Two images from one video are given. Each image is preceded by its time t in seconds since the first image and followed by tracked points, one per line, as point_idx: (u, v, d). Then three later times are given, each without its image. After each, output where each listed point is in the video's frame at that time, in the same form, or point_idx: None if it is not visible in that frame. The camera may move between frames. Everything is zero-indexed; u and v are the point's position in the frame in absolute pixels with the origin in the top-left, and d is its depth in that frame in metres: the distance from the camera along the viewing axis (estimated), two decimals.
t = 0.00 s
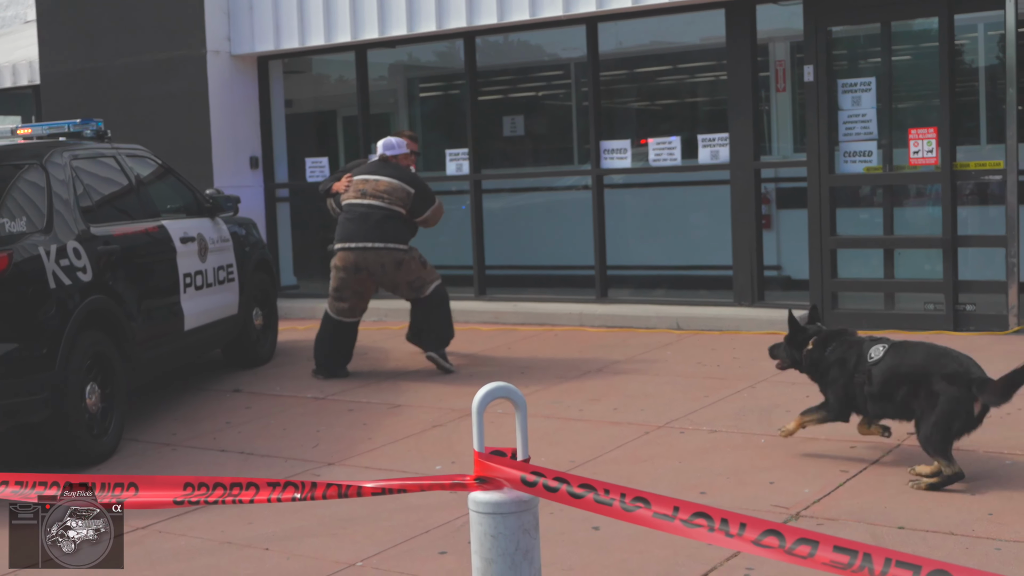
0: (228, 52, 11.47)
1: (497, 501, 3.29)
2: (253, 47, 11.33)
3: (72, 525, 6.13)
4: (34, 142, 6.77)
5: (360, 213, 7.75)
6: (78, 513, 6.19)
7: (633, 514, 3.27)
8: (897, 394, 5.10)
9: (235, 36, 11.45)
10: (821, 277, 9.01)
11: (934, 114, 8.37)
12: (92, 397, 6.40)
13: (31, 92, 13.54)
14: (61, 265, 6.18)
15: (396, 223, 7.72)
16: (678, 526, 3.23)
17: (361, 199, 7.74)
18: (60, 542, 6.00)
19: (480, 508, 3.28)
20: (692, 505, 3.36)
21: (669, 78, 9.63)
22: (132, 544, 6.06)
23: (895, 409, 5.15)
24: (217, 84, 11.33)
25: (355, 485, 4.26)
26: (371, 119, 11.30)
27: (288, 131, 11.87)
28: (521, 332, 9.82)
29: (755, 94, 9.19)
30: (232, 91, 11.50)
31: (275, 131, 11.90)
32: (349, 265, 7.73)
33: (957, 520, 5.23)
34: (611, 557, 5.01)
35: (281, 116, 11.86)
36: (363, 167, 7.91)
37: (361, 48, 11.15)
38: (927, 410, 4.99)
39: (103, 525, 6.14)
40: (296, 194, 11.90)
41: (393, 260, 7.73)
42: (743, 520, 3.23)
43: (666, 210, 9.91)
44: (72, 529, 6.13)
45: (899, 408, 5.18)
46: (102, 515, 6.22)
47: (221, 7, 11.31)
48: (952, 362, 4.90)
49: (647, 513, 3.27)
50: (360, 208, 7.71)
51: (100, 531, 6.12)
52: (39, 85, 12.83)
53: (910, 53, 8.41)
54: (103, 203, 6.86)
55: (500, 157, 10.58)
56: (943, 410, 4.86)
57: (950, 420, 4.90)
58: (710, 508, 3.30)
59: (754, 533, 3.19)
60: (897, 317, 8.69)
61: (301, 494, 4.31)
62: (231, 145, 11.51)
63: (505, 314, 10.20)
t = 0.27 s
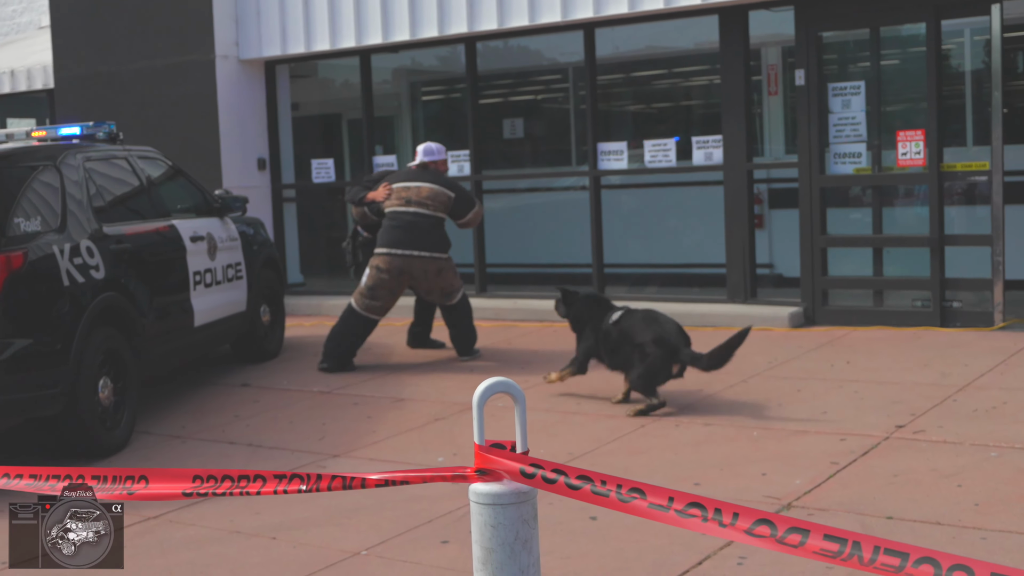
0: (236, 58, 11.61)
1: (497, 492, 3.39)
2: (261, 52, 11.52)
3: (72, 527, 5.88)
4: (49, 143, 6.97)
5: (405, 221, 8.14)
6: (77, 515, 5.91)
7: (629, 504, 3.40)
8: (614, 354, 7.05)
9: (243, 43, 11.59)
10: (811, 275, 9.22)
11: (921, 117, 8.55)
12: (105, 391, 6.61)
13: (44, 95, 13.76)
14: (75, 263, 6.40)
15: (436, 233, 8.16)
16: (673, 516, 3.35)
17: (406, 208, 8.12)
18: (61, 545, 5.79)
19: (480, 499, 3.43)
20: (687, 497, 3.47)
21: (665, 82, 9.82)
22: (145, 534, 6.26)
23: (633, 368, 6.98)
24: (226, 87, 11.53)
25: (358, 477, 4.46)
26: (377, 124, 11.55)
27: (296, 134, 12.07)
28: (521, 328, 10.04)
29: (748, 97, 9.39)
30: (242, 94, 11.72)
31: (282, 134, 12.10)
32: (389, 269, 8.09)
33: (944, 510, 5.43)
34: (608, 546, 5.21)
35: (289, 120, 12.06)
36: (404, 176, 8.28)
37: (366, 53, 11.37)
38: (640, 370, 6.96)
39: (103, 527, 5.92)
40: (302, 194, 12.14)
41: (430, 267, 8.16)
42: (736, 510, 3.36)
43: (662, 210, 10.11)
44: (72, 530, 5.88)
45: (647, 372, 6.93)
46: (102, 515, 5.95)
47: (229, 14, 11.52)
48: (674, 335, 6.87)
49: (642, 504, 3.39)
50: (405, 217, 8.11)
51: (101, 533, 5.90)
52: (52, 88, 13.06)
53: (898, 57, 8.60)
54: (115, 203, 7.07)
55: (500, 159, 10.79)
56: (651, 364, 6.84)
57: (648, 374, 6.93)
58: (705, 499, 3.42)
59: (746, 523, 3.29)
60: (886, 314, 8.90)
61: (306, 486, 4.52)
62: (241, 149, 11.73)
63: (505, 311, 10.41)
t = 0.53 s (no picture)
0: (243, 61, 11.85)
1: (495, 487, 3.47)
2: (267, 56, 11.72)
3: (72, 529, 6.12)
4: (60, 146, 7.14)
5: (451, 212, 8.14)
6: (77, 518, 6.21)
7: (625, 496, 3.47)
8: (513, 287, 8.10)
9: (249, 46, 11.81)
10: (804, 273, 9.40)
11: (910, 118, 8.74)
12: (115, 387, 6.78)
13: (55, 97, 13.99)
14: (86, 263, 6.57)
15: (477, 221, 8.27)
16: (667, 507, 3.42)
17: (451, 201, 8.10)
18: (61, 546, 5.99)
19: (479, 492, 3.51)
20: (682, 488, 3.54)
21: (660, 85, 10.00)
22: (154, 527, 6.44)
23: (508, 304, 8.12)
24: (234, 91, 11.73)
25: (360, 472, 4.51)
26: (376, 125, 11.70)
27: (300, 138, 12.26)
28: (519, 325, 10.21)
29: (741, 100, 9.57)
30: (249, 97, 11.92)
31: (288, 137, 12.30)
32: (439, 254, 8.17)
33: (932, 503, 5.61)
34: (606, 537, 5.40)
35: (294, 123, 12.25)
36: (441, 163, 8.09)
37: (369, 57, 11.56)
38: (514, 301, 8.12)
39: (102, 530, 6.15)
40: (308, 196, 12.31)
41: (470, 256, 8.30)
42: (730, 502, 3.43)
43: (659, 211, 10.30)
44: (72, 533, 6.11)
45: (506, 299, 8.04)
46: (102, 521, 6.24)
47: (235, 18, 11.71)
48: (530, 267, 8.05)
49: (638, 496, 3.46)
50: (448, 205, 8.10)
51: (100, 535, 6.11)
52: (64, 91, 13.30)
53: (888, 61, 8.79)
54: (124, 204, 7.24)
55: (500, 160, 10.97)
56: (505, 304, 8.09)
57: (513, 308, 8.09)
58: (701, 491, 3.48)
59: (738, 515, 3.34)
60: (876, 311, 9.08)
61: (309, 479, 4.65)
62: (247, 150, 11.92)
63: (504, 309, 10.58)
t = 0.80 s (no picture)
0: (247, 64, 11.99)
1: (493, 482, 3.37)
2: (270, 59, 11.85)
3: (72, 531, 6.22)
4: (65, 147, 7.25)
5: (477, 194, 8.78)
6: (76, 520, 6.30)
7: (620, 491, 3.51)
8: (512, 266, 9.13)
9: (253, 50, 11.96)
10: (798, 272, 9.53)
11: (903, 120, 8.85)
12: (120, 384, 6.89)
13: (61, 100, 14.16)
14: (91, 262, 6.68)
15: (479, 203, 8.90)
16: (662, 502, 3.46)
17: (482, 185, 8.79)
18: (61, 547, 6.06)
19: (477, 487, 3.42)
20: (676, 484, 3.58)
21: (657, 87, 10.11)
22: (159, 521, 6.55)
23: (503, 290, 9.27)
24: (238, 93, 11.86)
25: (359, 467, 4.57)
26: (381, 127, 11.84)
27: (303, 139, 12.39)
28: (519, 323, 10.33)
29: (736, 102, 9.69)
30: (251, 99, 12.04)
31: (292, 139, 12.45)
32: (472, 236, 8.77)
33: (924, 498, 5.73)
34: (604, 532, 5.51)
35: (297, 124, 12.39)
36: (476, 146, 8.68)
37: (370, 60, 11.68)
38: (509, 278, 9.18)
39: (102, 531, 6.23)
40: (310, 196, 12.43)
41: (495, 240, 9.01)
42: (722, 496, 3.47)
43: (656, 211, 10.42)
44: (73, 534, 6.20)
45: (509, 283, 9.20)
46: (102, 522, 6.35)
47: (239, 22, 11.85)
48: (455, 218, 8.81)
49: (632, 491, 3.49)
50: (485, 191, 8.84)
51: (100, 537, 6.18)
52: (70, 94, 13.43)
53: (881, 63, 8.90)
54: (129, 204, 7.36)
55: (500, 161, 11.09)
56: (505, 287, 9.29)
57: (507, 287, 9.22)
58: (693, 486, 3.52)
59: (732, 509, 3.37)
60: (869, 309, 9.20)
61: (311, 473, 4.74)
62: (250, 152, 12.05)
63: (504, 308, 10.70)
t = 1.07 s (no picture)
0: (249, 65, 12.08)
1: (492, 479, 3.49)
2: (272, 60, 11.93)
3: (72, 533, 6.17)
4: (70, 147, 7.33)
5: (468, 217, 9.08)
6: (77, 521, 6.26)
7: (618, 487, 3.55)
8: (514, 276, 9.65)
9: (255, 50, 12.04)
10: (794, 270, 9.61)
11: (897, 121, 8.93)
12: (124, 382, 6.97)
13: (65, 101, 14.25)
14: (95, 260, 6.76)
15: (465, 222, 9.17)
16: (660, 497, 3.50)
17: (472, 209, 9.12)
18: (60, 548, 6.03)
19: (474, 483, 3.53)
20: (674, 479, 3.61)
21: (654, 88, 10.19)
22: (161, 518, 6.63)
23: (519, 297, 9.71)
24: (240, 94, 11.95)
25: (360, 463, 4.64)
26: (383, 128, 11.94)
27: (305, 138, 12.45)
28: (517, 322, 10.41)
29: (732, 102, 9.77)
30: (253, 100, 12.13)
31: (293, 139, 12.50)
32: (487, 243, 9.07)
33: (918, 493, 5.82)
34: (601, 527, 5.60)
35: (298, 125, 12.45)
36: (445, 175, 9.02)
37: (371, 61, 11.76)
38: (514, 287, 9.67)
39: (102, 533, 6.19)
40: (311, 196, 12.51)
41: (496, 258, 9.44)
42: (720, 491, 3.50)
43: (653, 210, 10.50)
44: (72, 536, 6.15)
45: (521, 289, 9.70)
46: (101, 523, 6.29)
47: (241, 24, 11.96)
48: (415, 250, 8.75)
49: (630, 487, 3.53)
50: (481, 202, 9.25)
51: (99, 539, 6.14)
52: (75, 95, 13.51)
53: (876, 64, 8.98)
54: (133, 204, 7.44)
55: (500, 161, 11.17)
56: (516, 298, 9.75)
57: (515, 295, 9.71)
58: (691, 480, 3.55)
59: (729, 503, 3.41)
60: (864, 308, 9.29)
61: (312, 470, 4.83)
62: (253, 153, 12.14)
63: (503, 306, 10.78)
